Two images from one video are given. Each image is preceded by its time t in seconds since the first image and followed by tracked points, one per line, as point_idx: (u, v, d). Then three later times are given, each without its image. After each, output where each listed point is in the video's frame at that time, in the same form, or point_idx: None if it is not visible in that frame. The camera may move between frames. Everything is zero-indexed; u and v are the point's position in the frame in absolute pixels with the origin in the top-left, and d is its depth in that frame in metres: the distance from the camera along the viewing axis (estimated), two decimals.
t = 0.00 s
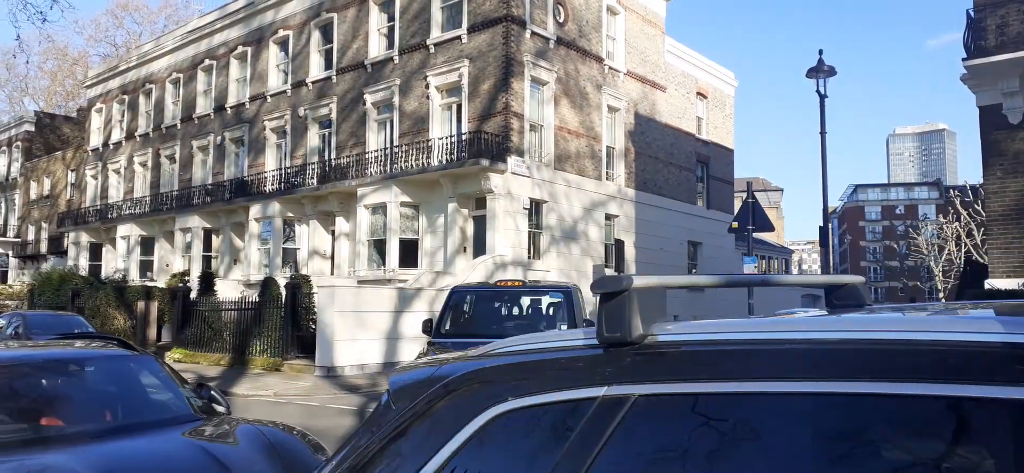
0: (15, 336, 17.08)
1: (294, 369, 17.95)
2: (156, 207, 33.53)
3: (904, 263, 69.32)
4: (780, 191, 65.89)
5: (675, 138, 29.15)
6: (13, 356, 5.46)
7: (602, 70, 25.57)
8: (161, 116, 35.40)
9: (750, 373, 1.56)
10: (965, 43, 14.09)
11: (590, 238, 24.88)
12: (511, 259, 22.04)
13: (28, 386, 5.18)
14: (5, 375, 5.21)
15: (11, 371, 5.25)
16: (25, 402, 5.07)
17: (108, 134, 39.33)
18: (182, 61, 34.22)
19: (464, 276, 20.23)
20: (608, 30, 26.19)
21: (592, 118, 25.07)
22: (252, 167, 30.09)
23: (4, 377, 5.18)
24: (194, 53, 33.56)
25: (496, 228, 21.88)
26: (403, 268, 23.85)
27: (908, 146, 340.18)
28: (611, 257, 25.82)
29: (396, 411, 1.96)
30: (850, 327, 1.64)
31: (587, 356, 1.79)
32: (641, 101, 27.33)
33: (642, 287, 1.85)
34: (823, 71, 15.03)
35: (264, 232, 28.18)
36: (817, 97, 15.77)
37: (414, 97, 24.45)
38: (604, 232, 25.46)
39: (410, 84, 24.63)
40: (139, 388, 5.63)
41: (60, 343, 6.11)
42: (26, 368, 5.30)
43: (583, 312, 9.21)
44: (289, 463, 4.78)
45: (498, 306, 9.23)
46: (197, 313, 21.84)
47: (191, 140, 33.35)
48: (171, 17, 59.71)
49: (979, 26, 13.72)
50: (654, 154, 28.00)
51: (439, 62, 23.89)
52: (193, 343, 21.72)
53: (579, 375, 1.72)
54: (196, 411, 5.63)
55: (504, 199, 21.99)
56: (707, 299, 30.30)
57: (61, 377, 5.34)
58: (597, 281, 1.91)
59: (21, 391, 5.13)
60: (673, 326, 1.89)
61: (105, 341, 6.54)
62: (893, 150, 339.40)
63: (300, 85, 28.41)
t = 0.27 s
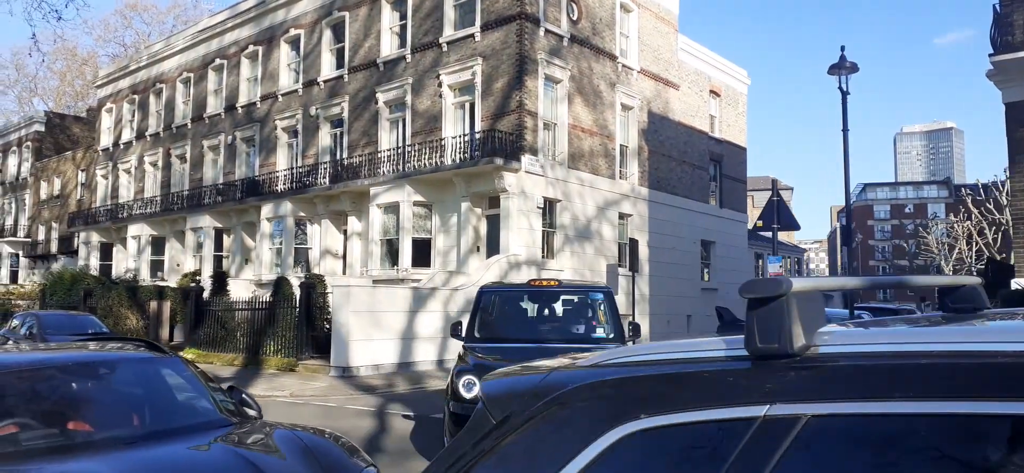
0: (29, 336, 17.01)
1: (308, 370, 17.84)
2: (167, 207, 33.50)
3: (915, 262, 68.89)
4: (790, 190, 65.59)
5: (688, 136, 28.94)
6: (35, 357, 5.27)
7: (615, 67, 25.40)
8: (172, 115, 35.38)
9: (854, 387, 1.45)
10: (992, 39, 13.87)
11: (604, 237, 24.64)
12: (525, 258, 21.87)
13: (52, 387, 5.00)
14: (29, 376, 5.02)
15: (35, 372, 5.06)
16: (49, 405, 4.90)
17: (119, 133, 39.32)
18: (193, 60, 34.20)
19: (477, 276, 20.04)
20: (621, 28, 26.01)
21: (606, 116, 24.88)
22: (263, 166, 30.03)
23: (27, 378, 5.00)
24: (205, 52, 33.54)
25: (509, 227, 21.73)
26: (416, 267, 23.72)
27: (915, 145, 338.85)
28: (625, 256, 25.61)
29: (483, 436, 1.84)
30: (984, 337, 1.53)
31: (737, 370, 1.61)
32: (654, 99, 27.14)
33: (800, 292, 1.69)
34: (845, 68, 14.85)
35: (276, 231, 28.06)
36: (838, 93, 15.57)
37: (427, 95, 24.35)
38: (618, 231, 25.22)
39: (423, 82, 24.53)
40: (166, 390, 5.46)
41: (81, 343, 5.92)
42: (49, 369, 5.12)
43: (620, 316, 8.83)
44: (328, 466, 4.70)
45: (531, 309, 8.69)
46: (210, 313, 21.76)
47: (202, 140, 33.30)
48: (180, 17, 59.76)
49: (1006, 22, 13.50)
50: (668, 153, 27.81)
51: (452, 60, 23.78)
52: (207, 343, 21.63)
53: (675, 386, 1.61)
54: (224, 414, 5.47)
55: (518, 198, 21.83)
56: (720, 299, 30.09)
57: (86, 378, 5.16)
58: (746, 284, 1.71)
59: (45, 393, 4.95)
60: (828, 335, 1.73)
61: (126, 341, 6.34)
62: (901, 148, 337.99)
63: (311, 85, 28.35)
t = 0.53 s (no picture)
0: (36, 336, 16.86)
1: (317, 370, 17.68)
2: (172, 207, 33.34)
3: (920, 262, 68.60)
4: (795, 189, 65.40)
5: (696, 134, 28.76)
6: (50, 358, 5.08)
7: (624, 65, 25.22)
8: (177, 114, 35.25)
9: None
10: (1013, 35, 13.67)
11: (613, 236, 24.40)
12: (534, 258, 21.65)
13: (68, 389, 4.81)
14: (44, 377, 4.83)
15: (51, 373, 4.88)
16: (66, 407, 4.71)
17: (123, 133, 39.20)
18: (198, 59, 34.07)
19: (487, 275, 19.84)
20: (630, 26, 25.85)
21: (615, 114, 24.70)
22: (269, 165, 29.90)
23: (43, 379, 4.81)
24: (210, 51, 33.41)
25: (518, 227, 21.53)
26: (424, 267, 23.54)
27: (917, 144, 338.85)
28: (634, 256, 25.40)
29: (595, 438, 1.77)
30: None
31: (900, 378, 1.54)
32: (663, 97, 26.96)
33: (974, 289, 1.57)
34: (862, 64, 14.65)
35: (282, 231, 27.89)
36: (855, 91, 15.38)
37: (434, 94, 24.19)
38: (627, 230, 25.02)
39: (430, 81, 24.38)
40: (186, 391, 5.29)
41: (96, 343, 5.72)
42: (66, 369, 4.94)
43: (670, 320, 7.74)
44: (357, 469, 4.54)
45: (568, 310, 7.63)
46: (217, 313, 21.59)
47: (207, 139, 33.15)
48: (184, 16, 59.66)
49: None
50: (676, 151, 27.63)
51: (460, 58, 23.62)
52: (214, 343, 21.46)
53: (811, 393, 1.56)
54: (247, 417, 5.29)
55: (527, 197, 21.63)
56: (729, 299, 29.91)
57: (103, 379, 4.98)
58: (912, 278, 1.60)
59: (60, 395, 4.76)
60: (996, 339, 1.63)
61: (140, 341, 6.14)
62: (904, 148, 337.39)
63: (318, 83, 28.22)
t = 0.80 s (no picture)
0: (43, 336, 16.73)
1: (325, 370, 17.53)
2: (177, 207, 33.18)
3: (926, 262, 68.14)
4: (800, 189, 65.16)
5: (704, 134, 28.61)
6: (60, 361, 4.90)
7: (633, 64, 25.05)
8: (182, 114, 35.11)
9: None
10: None
11: (621, 236, 24.17)
12: (543, 258, 21.44)
13: (80, 390, 4.63)
14: (54, 379, 4.66)
15: (61, 376, 4.70)
16: (76, 408, 4.53)
17: (128, 133, 39.05)
18: (203, 58, 33.94)
19: (496, 275, 19.66)
20: (639, 24, 25.67)
21: (623, 113, 24.51)
22: (275, 165, 29.76)
23: (52, 381, 4.63)
24: (215, 50, 33.28)
25: (527, 226, 21.33)
26: (431, 267, 23.36)
27: (920, 144, 338.76)
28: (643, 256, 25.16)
29: (707, 446, 2.35)
30: None
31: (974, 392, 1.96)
32: (671, 96, 26.79)
33: None
34: (878, 61, 14.43)
35: (288, 230, 27.71)
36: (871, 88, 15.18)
37: (442, 92, 24.03)
38: (636, 230, 24.81)
39: (438, 79, 24.21)
40: (200, 393, 5.08)
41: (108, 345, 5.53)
42: (77, 371, 4.75)
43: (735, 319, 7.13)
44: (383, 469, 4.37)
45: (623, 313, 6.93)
46: (223, 313, 21.42)
47: (212, 139, 33.00)
48: (187, 16, 59.45)
49: None
50: (684, 151, 27.45)
51: (468, 57, 23.45)
52: (221, 343, 21.29)
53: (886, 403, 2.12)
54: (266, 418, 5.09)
55: (536, 196, 21.42)
56: (737, 300, 29.73)
57: (116, 382, 4.78)
58: None
59: (70, 397, 4.58)
60: None
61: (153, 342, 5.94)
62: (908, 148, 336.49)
63: (324, 82, 28.09)
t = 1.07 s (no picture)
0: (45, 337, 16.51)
1: (331, 371, 17.31)
2: (179, 205, 32.95)
3: (930, 261, 67.94)
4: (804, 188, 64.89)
5: (712, 132, 28.38)
6: (66, 368, 4.65)
7: (640, 61, 24.81)
8: (184, 112, 34.88)
9: None
10: None
11: (629, 235, 23.91)
12: (551, 257, 21.19)
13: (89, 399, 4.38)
14: (60, 386, 4.41)
15: (68, 383, 4.44)
16: (83, 415, 4.29)
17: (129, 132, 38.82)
18: (206, 56, 33.73)
19: (504, 275, 19.42)
20: (646, 21, 25.43)
21: (631, 111, 24.26)
22: (279, 163, 29.55)
23: (58, 387, 4.38)
24: (218, 48, 33.06)
25: (535, 225, 21.09)
26: (437, 266, 23.12)
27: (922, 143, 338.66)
28: (651, 255, 24.91)
29: None
30: None
31: None
32: (679, 94, 26.57)
33: None
34: (895, 58, 14.19)
35: (292, 229, 27.47)
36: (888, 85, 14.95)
37: (447, 90, 23.81)
38: (643, 229, 24.54)
39: (443, 77, 23.98)
40: (214, 400, 4.83)
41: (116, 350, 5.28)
42: (84, 378, 4.50)
43: (824, 323, 6.44)
44: None
45: (704, 319, 6.16)
46: (228, 313, 21.18)
47: (215, 137, 32.76)
48: (189, 14, 59.27)
49: None
50: (692, 149, 27.20)
51: (474, 54, 23.20)
52: (225, 344, 21.06)
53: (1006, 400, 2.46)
54: (285, 428, 4.84)
55: (544, 194, 21.17)
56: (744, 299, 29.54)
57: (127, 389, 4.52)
58: None
59: (77, 406, 4.32)
60: None
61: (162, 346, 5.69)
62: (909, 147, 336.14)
63: (328, 80, 27.87)
